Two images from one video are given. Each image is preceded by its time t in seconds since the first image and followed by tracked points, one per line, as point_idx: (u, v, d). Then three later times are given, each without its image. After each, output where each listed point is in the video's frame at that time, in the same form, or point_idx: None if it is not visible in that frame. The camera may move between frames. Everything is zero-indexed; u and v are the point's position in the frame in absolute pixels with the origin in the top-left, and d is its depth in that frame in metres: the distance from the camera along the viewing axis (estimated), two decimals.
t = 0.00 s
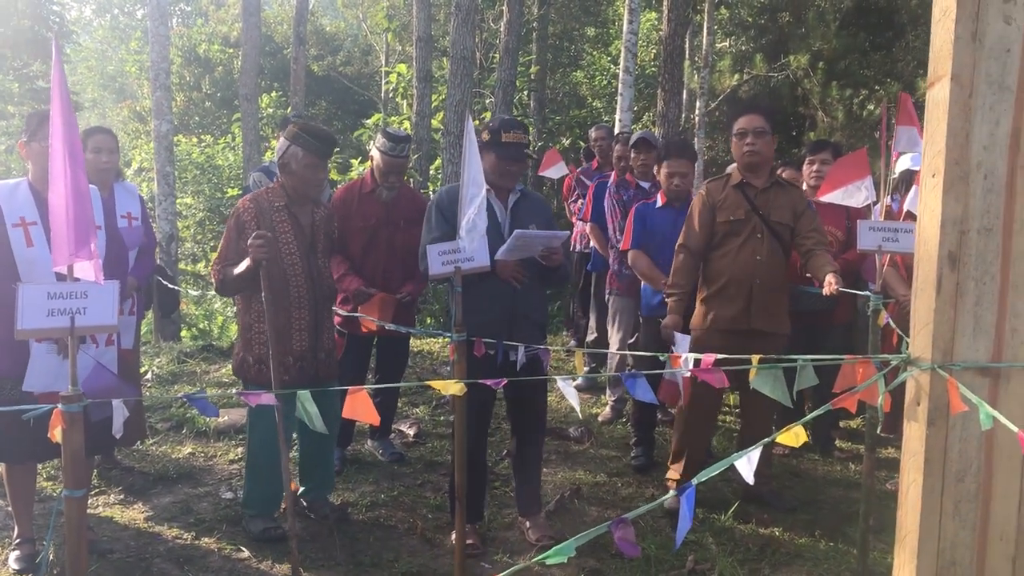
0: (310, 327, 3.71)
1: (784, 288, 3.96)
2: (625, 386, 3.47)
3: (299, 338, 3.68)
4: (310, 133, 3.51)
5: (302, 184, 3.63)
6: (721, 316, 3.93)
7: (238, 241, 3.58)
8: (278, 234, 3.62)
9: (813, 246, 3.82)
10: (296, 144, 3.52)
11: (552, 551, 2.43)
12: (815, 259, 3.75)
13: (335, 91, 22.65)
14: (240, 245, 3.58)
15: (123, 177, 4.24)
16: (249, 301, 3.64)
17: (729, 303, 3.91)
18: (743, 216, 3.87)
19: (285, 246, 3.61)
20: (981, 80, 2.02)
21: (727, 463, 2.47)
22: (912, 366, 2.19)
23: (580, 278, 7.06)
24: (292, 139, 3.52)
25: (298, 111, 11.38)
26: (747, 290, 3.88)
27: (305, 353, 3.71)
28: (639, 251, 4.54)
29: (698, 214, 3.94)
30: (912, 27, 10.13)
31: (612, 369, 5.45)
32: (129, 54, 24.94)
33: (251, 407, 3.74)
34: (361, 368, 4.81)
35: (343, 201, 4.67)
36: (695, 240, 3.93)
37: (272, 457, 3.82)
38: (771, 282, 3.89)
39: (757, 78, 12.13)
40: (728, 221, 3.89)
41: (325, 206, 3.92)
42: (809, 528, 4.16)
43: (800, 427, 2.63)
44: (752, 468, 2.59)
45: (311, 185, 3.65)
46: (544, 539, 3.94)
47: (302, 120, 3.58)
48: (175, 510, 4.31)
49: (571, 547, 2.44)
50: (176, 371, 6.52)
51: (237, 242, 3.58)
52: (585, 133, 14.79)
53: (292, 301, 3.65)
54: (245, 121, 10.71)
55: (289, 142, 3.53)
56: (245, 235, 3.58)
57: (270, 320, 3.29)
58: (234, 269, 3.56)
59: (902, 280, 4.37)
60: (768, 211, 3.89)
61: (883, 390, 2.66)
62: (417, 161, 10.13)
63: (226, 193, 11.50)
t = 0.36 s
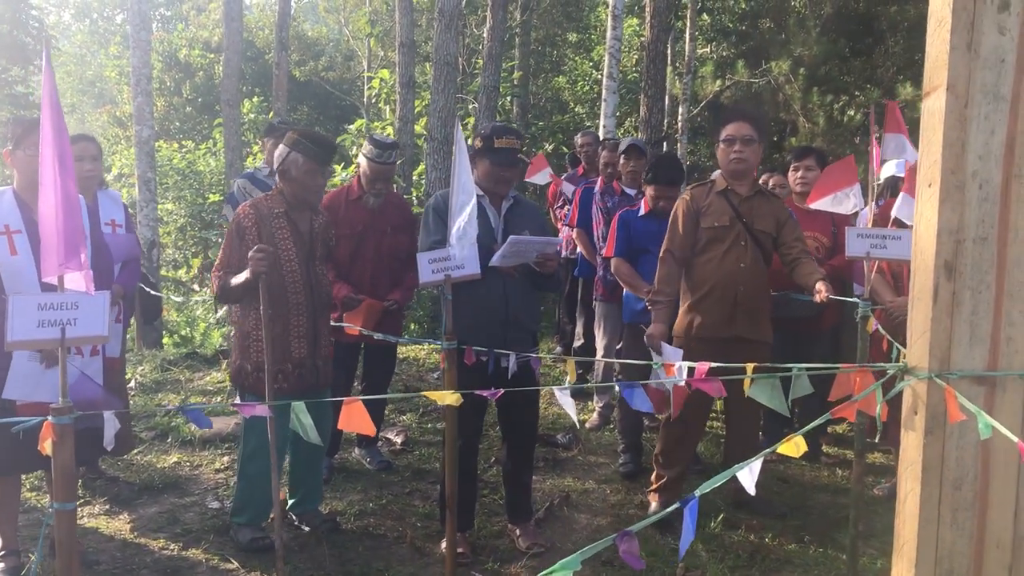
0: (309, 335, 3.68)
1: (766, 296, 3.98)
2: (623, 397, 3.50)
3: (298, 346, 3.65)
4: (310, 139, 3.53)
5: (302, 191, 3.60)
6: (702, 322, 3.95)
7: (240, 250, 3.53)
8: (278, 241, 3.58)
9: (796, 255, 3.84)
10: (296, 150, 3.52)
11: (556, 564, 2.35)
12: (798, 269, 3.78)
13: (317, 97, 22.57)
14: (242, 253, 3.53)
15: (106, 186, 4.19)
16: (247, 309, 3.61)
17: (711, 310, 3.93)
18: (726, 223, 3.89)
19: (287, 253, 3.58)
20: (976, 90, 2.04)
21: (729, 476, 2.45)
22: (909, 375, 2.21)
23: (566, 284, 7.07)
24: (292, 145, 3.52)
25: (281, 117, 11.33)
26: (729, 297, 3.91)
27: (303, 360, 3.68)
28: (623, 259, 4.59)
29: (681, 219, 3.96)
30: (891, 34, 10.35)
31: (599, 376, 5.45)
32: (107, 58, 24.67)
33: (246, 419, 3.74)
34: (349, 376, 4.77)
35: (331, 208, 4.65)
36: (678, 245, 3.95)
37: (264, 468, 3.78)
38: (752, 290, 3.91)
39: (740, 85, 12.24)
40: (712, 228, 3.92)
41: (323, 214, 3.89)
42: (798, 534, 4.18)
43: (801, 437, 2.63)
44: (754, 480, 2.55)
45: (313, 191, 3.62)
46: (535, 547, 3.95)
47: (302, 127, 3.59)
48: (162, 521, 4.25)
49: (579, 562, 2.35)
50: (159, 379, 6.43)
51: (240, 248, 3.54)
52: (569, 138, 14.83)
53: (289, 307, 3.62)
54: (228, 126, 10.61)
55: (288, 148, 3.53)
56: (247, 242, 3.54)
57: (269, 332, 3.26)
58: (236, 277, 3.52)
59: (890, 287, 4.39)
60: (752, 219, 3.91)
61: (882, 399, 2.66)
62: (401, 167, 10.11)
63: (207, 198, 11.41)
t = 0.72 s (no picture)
0: (309, 346, 3.65)
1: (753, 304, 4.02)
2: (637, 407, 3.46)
3: (297, 356, 3.62)
4: (316, 148, 3.51)
5: (307, 199, 3.57)
6: (692, 333, 3.97)
7: (244, 257, 3.51)
8: (279, 251, 3.56)
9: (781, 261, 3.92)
10: (302, 158, 3.51)
11: None
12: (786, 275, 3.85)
13: (307, 106, 22.53)
14: (246, 262, 3.51)
15: (102, 195, 4.15)
16: (249, 319, 3.58)
17: (701, 320, 3.96)
18: (710, 232, 3.96)
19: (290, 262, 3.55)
20: (989, 99, 2.07)
21: (752, 485, 2.43)
22: (924, 385, 2.23)
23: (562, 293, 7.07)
24: (298, 154, 3.51)
25: (271, 126, 11.28)
26: (718, 306, 3.95)
27: (302, 370, 3.65)
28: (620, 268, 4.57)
29: (666, 230, 4.02)
30: (879, 43, 10.41)
31: (597, 385, 5.46)
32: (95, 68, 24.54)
33: (243, 429, 3.70)
34: (346, 386, 4.74)
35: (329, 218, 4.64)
36: (663, 256, 4.02)
37: (265, 480, 3.75)
38: (740, 298, 3.96)
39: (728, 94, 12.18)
40: (696, 238, 3.99)
41: (329, 223, 3.87)
42: (799, 543, 4.18)
43: (819, 447, 2.63)
44: (774, 489, 2.53)
45: (317, 200, 3.60)
46: (536, 557, 3.94)
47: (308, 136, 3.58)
48: (160, 533, 4.19)
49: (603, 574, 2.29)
50: (153, 390, 6.37)
51: (243, 258, 3.51)
52: (560, 147, 14.88)
53: (291, 318, 3.59)
54: (219, 136, 10.56)
55: (294, 156, 3.52)
56: (249, 251, 3.52)
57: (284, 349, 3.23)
58: (241, 286, 3.48)
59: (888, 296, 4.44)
60: (735, 227, 3.99)
61: (898, 408, 2.64)
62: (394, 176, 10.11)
63: (198, 208, 11.35)
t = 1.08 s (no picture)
0: (314, 358, 3.66)
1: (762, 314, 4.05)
2: (644, 420, 3.51)
3: (303, 368, 3.62)
4: (321, 160, 3.52)
5: (311, 212, 3.58)
6: (705, 346, 3.97)
7: (248, 270, 3.51)
8: (284, 263, 3.56)
9: (790, 270, 3.95)
10: (307, 171, 3.52)
11: None
12: (794, 283, 3.88)
13: (314, 118, 22.62)
14: (251, 274, 3.51)
15: (110, 208, 4.16)
16: (255, 331, 3.58)
17: (712, 333, 3.96)
18: (717, 245, 3.97)
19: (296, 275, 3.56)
20: (998, 112, 2.06)
21: (759, 500, 2.42)
22: (933, 399, 2.20)
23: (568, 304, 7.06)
24: (303, 166, 3.53)
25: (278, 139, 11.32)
26: (729, 318, 3.95)
27: (308, 383, 3.65)
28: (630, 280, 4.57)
29: (672, 245, 4.00)
30: (885, 54, 10.12)
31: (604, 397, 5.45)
32: (103, 81, 24.73)
33: (249, 441, 3.70)
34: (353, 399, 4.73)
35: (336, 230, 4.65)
36: (670, 271, 3.99)
37: (272, 492, 3.74)
38: (750, 308, 3.98)
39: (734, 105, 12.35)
40: (703, 251, 3.98)
41: (333, 236, 3.88)
42: (808, 557, 4.14)
43: (827, 461, 2.61)
44: (782, 503, 2.51)
45: (323, 213, 3.61)
46: (544, 570, 3.92)
47: (312, 149, 3.60)
48: (166, 546, 4.19)
49: None
50: (160, 402, 6.38)
51: (248, 270, 3.51)
52: (566, 159, 14.90)
53: (298, 331, 3.60)
54: (225, 148, 10.59)
55: (299, 168, 3.53)
56: (254, 263, 3.52)
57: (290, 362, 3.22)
58: (247, 299, 3.47)
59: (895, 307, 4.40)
60: (741, 238, 4.01)
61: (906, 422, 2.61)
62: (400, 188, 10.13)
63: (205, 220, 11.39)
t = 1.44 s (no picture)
0: (328, 367, 3.68)
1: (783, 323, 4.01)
2: (651, 431, 3.47)
3: (316, 377, 3.65)
4: (332, 170, 3.57)
5: (324, 222, 3.62)
6: (723, 355, 3.95)
7: (261, 280, 3.56)
8: (296, 273, 3.61)
9: (811, 280, 3.91)
10: (318, 181, 3.56)
11: None
12: (816, 294, 3.85)
13: (337, 128, 22.79)
14: (264, 284, 3.56)
15: (130, 219, 4.23)
16: (268, 340, 3.61)
17: (732, 342, 3.93)
18: (738, 254, 3.92)
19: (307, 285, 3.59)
20: (1007, 121, 2.04)
21: (761, 514, 2.46)
22: (943, 411, 2.15)
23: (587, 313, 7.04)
24: (314, 176, 3.57)
25: (301, 148, 11.44)
26: (748, 328, 3.92)
27: (322, 392, 3.68)
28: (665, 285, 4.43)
29: (692, 253, 3.96)
30: (910, 62, 10.65)
31: (621, 407, 5.42)
32: (132, 92, 25.15)
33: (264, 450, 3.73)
34: (369, 408, 4.75)
35: (352, 239, 4.68)
36: (690, 281, 3.95)
37: (287, 500, 3.77)
38: (770, 318, 3.94)
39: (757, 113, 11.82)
40: (723, 260, 3.94)
41: (346, 246, 3.92)
42: (826, 570, 4.07)
43: (832, 474, 2.60)
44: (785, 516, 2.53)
45: (334, 223, 3.65)
46: None
47: (323, 159, 3.64)
48: (184, 554, 4.23)
49: None
50: (181, 411, 6.46)
51: (261, 281, 3.56)
52: (587, 168, 14.89)
53: (310, 340, 3.62)
54: (249, 158, 10.73)
55: (310, 179, 3.57)
56: (266, 273, 3.57)
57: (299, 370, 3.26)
58: (259, 308, 3.52)
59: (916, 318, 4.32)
60: (761, 247, 3.96)
61: (915, 434, 2.57)
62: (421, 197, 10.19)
63: (229, 229, 11.54)
